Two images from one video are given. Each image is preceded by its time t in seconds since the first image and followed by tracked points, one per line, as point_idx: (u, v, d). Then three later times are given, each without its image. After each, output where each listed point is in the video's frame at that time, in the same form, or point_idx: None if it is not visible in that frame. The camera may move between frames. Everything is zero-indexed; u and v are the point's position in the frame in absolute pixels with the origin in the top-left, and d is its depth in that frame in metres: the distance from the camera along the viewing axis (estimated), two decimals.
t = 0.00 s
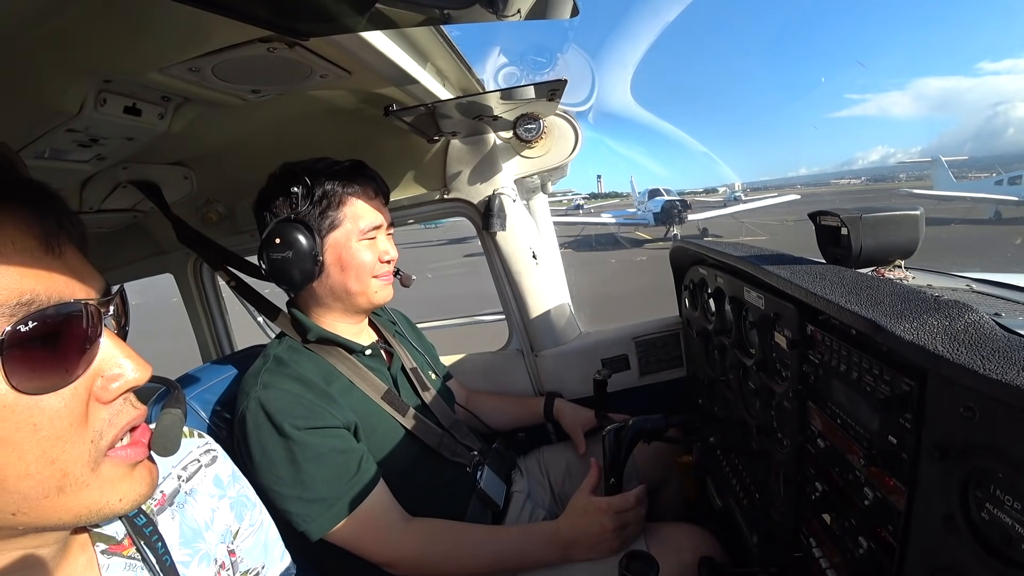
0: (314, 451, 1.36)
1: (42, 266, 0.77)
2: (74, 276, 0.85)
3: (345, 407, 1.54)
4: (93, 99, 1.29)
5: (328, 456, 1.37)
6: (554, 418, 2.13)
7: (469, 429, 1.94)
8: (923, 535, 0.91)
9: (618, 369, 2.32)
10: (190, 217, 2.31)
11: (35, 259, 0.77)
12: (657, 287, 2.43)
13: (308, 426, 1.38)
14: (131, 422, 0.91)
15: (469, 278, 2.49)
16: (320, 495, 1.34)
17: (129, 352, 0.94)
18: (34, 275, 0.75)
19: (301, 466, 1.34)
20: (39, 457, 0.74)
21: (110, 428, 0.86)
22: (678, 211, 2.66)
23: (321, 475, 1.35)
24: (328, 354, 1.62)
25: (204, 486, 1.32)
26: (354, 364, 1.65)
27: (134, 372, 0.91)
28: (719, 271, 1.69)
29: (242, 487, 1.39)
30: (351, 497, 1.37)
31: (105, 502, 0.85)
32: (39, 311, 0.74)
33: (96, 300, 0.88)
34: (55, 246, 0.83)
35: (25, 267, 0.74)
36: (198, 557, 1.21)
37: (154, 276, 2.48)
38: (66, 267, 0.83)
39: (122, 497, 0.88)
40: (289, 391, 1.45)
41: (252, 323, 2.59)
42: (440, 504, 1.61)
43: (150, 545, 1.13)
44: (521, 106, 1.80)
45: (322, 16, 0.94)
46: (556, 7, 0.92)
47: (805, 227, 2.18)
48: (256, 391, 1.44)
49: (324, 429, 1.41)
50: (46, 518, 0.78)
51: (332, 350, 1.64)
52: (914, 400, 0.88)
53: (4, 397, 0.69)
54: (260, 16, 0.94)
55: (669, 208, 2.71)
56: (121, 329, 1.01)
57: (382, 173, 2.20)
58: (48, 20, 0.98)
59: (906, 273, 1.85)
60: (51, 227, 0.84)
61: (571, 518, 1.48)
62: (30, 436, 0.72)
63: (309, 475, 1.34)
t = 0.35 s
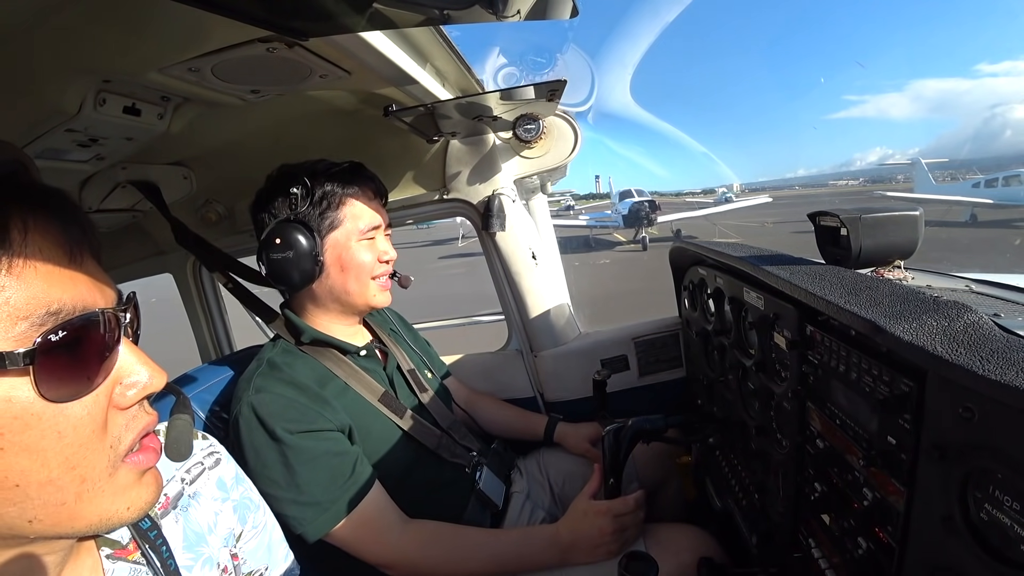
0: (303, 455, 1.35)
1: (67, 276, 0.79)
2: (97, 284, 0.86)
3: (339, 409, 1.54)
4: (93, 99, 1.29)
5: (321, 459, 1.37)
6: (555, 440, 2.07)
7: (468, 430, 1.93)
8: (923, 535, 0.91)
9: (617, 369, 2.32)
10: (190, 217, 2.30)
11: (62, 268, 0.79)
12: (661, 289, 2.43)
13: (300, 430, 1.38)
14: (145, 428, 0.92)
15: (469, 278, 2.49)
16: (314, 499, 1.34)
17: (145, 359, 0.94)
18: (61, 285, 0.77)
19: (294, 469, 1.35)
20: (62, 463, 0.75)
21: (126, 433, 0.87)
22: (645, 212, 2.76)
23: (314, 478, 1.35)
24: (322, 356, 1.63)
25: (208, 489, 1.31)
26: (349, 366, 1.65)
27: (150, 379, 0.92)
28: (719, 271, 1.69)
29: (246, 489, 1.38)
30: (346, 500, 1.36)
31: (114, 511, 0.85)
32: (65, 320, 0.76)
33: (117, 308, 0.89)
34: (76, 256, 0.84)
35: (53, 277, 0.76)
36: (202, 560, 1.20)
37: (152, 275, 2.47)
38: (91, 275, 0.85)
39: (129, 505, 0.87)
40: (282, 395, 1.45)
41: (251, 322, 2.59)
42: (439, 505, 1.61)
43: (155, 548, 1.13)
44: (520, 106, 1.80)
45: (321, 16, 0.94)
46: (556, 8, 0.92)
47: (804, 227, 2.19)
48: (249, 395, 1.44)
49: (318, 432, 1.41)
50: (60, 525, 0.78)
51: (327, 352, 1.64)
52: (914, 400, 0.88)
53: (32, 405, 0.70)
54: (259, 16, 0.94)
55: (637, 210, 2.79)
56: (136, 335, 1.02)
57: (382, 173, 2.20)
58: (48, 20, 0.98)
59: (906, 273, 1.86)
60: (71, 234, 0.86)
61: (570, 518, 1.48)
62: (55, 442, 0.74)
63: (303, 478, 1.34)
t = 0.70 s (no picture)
0: (304, 454, 1.35)
1: (57, 276, 0.79)
2: (91, 284, 0.86)
3: (338, 408, 1.54)
4: (92, 99, 1.29)
5: (320, 458, 1.36)
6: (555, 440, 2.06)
7: (467, 430, 1.93)
8: (922, 535, 0.91)
9: (617, 369, 2.32)
10: (189, 217, 2.30)
11: (52, 268, 0.78)
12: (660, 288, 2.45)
13: (300, 430, 1.38)
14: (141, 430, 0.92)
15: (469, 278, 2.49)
16: (313, 499, 1.34)
17: (140, 361, 0.94)
18: (49, 285, 0.77)
19: (294, 469, 1.34)
20: (52, 464, 0.75)
21: (120, 435, 0.86)
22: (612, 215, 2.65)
23: (313, 477, 1.35)
24: (320, 354, 1.62)
25: (208, 489, 1.32)
26: (348, 364, 1.65)
27: (143, 382, 0.92)
28: (719, 271, 1.69)
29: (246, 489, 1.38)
30: (346, 498, 1.36)
31: (112, 510, 0.85)
32: (51, 321, 0.75)
33: (111, 308, 0.88)
34: (71, 255, 0.84)
35: (41, 277, 0.76)
36: (201, 559, 1.21)
37: (152, 275, 2.47)
38: (84, 274, 0.85)
39: (129, 504, 0.88)
40: (280, 395, 1.45)
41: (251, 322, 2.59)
42: (439, 505, 1.61)
43: (155, 547, 1.13)
44: (521, 106, 1.81)
45: (320, 15, 0.94)
46: (555, 7, 0.93)
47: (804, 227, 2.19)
48: (248, 395, 1.44)
49: (315, 432, 1.41)
50: (55, 524, 0.79)
51: (326, 351, 1.65)
52: (913, 399, 0.88)
53: (14, 406, 0.70)
54: (258, 15, 0.94)
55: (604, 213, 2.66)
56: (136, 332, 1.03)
57: (382, 173, 2.20)
58: (48, 19, 0.98)
59: (905, 273, 1.86)
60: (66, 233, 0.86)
61: (570, 518, 1.48)
62: (42, 445, 0.73)
63: (302, 477, 1.34)
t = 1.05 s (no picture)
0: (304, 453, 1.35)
1: (72, 284, 0.79)
2: (106, 292, 0.86)
3: (339, 408, 1.54)
4: (92, 99, 1.29)
5: (320, 458, 1.36)
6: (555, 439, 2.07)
7: (467, 429, 1.94)
8: (922, 534, 0.91)
9: (617, 369, 2.32)
10: (189, 217, 2.30)
11: (67, 277, 0.79)
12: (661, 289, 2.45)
13: (300, 429, 1.38)
14: (148, 437, 0.90)
15: (469, 278, 2.49)
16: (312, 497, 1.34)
17: (152, 370, 0.93)
18: (63, 294, 0.77)
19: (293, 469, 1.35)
20: (56, 473, 0.75)
21: (124, 444, 0.84)
22: (582, 218, 2.57)
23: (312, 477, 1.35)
24: (320, 353, 1.63)
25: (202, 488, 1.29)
26: (348, 363, 1.65)
27: (154, 392, 0.90)
28: (719, 271, 1.69)
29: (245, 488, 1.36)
30: (347, 497, 1.36)
31: (116, 518, 0.85)
32: (64, 330, 0.75)
33: (127, 316, 0.88)
34: (87, 263, 0.85)
35: (55, 286, 0.76)
36: (202, 557, 1.17)
37: (152, 275, 2.47)
38: (99, 283, 0.85)
39: (133, 512, 0.88)
40: (281, 394, 1.45)
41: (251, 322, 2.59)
42: (439, 505, 1.61)
43: (154, 546, 1.12)
44: (521, 106, 1.81)
45: (320, 15, 0.94)
46: (555, 7, 0.92)
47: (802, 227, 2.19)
48: (249, 395, 1.45)
49: (315, 431, 1.40)
50: (58, 528, 0.80)
51: (326, 350, 1.65)
52: (913, 399, 0.88)
53: (24, 415, 0.70)
54: (257, 15, 0.94)
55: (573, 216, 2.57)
56: (148, 335, 1.03)
57: (382, 173, 2.21)
58: (48, 19, 0.98)
59: (905, 273, 1.85)
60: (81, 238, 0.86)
61: (570, 518, 1.48)
62: (47, 454, 0.74)
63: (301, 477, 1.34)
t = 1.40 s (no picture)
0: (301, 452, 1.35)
1: (66, 285, 0.79)
2: (102, 291, 0.85)
3: (339, 409, 1.54)
4: (93, 97, 1.29)
5: (319, 459, 1.36)
6: (554, 439, 2.07)
7: (467, 429, 1.94)
8: (921, 535, 0.91)
9: (617, 369, 2.32)
10: (189, 216, 2.30)
11: (61, 278, 0.78)
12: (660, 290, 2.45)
13: (300, 429, 1.38)
14: (158, 444, 0.91)
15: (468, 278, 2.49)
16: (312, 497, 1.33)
17: (154, 371, 0.94)
18: (58, 295, 0.77)
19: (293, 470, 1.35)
20: (59, 476, 0.75)
21: (132, 445, 0.85)
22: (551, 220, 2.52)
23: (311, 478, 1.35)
24: (321, 353, 1.63)
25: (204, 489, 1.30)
26: (349, 364, 1.65)
27: (155, 393, 0.91)
28: (719, 271, 1.69)
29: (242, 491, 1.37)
30: (345, 497, 1.35)
31: (120, 521, 0.85)
32: (58, 333, 0.75)
33: (125, 315, 0.88)
34: (82, 261, 0.84)
35: (49, 287, 0.76)
36: (203, 557, 1.17)
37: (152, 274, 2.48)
38: (94, 283, 0.85)
39: (136, 515, 0.87)
40: (280, 395, 1.45)
41: (251, 321, 2.59)
42: (438, 504, 1.61)
43: (155, 547, 1.12)
44: (521, 106, 1.81)
45: (321, 14, 0.94)
46: (556, 7, 0.93)
47: (802, 228, 2.19)
48: (248, 394, 1.45)
49: (314, 431, 1.40)
50: (64, 532, 0.80)
51: (326, 350, 1.65)
52: (912, 400, 0.89)
53: (22, 420, 0.71)
54: (258, 14, 0.94)
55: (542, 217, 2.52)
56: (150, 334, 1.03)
57: (382, 172, 2.21)
58: (49, 17, 0.98)
59: (905, 274, 1.85)
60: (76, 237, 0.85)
61: (569, 518, 1.48)
62: (49, 458, 0.74)
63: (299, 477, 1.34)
